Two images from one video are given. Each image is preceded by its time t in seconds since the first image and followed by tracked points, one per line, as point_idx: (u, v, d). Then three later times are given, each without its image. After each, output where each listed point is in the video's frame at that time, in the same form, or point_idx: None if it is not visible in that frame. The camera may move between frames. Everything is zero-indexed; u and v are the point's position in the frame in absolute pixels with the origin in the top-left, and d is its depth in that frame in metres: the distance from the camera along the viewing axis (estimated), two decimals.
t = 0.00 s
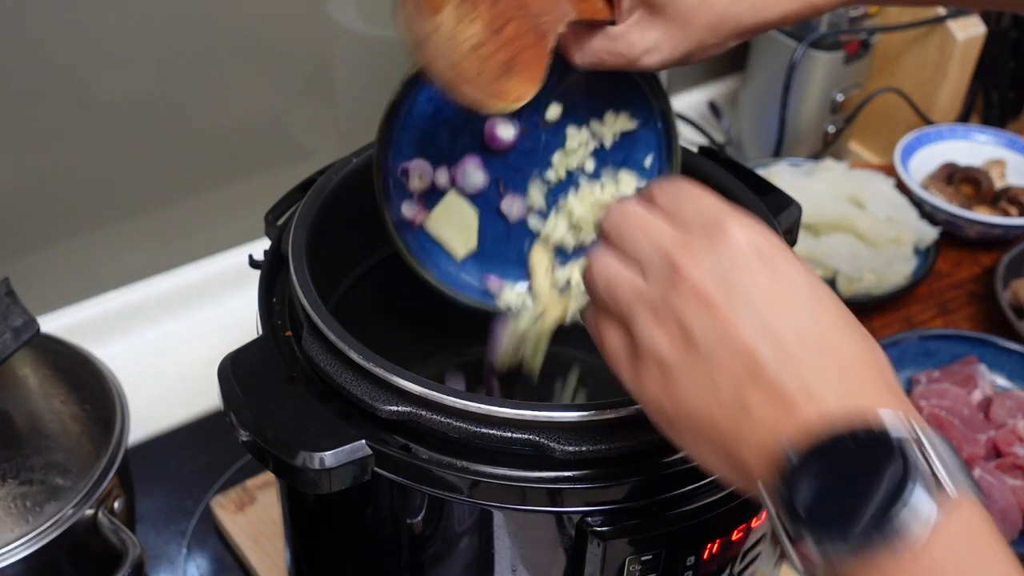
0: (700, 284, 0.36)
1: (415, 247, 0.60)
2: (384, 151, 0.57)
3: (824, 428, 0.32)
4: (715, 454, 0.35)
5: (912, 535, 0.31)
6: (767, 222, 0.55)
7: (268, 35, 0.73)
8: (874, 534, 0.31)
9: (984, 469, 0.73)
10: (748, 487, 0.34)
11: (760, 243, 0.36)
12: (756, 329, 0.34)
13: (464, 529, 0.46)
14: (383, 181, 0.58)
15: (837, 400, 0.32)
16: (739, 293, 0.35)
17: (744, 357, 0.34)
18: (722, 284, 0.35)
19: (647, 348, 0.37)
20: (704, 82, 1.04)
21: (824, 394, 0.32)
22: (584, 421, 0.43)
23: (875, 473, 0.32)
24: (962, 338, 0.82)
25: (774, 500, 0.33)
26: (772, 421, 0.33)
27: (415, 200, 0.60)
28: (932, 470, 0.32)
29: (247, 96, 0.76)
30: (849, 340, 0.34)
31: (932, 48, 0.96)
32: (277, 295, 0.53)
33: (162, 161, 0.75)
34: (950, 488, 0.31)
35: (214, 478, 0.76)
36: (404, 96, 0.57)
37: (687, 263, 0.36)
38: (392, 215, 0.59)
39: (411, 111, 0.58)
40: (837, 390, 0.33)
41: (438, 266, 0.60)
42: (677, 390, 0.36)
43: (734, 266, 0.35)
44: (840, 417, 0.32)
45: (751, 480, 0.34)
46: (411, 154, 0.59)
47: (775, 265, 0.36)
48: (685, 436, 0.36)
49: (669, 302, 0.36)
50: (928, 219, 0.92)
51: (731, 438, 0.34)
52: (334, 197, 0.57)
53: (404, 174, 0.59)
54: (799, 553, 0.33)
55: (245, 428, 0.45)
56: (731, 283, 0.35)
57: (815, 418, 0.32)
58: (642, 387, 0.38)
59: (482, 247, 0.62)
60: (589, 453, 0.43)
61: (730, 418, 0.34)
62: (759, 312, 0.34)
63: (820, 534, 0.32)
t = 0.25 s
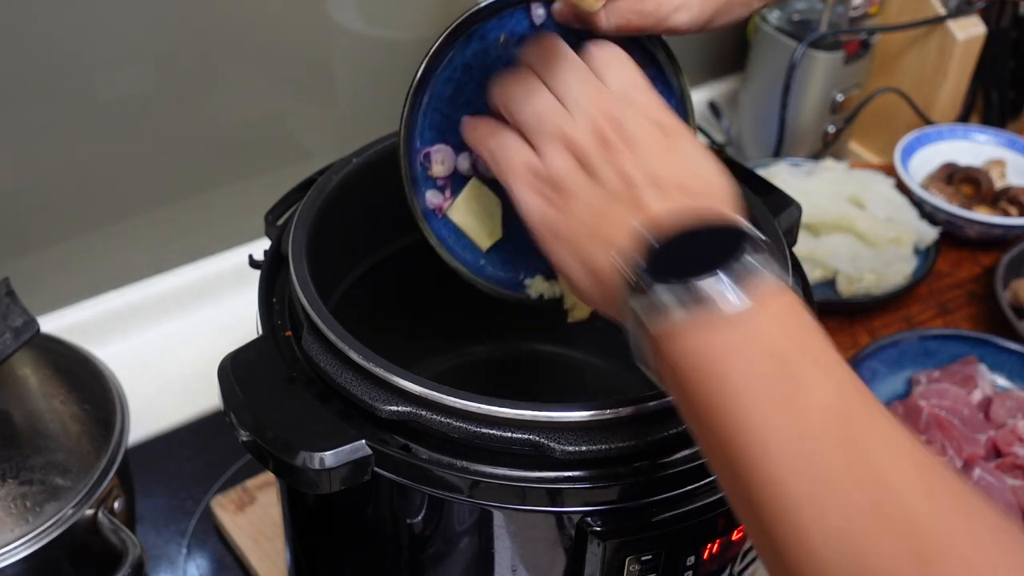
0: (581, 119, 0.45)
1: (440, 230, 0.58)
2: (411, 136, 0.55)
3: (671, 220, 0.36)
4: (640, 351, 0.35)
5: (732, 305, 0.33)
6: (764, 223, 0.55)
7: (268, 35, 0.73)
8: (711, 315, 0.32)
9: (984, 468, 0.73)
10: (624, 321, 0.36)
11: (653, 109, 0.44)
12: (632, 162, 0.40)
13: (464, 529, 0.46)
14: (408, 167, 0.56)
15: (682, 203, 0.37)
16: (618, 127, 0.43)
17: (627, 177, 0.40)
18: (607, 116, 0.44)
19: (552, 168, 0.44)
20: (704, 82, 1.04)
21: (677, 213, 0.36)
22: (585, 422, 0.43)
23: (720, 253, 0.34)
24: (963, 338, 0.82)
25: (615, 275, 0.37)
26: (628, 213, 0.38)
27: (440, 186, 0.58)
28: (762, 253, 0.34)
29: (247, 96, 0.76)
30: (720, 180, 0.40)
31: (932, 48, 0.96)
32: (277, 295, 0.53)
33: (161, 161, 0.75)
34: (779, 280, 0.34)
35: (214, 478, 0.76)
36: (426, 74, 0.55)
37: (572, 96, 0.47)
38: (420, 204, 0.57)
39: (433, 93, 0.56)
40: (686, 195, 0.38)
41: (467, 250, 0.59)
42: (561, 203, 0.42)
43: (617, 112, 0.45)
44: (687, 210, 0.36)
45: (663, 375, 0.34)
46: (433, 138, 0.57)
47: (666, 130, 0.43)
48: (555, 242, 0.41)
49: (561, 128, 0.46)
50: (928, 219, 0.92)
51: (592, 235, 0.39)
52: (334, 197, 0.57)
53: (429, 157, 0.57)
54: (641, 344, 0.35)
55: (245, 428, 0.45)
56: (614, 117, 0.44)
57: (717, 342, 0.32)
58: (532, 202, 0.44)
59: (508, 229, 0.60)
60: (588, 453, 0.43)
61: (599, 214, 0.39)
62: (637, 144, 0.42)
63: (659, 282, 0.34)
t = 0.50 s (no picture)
0: (579, 165, 0.52)
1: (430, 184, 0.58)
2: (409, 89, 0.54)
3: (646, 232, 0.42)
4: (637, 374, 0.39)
5: (695, 289, 0.37)
6: (763, 223, 0.55)
7: (268, 35, 0.73)
8: (681, 308, 0.37)
9: (984, 468, 0.74)
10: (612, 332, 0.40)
11: (632, 157, 0.51)
12: (613, 194, 0.48)
13: (464, 529, 0.46)
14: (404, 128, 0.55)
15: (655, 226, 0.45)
16: (603, 171, 0.50)
17: (598, 210, 0.47)
18: (590, 169, 0.51)
19: (540, 193, 0.53)
20: (704, 82, 1.04)
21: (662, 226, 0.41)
22: (584, 422, 0.43)
23: (691, 245, 0.38)
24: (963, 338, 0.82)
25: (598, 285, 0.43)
26: (607, 236, 0.45)
27: (433, 150, 0.58)
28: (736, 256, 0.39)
29: (247, 96, 0.76)
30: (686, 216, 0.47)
31: (932, 48, 0.96)
32: (277, 295, 0.53)
33: (161, 161, 0.75)
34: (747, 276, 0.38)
35: (214, 478, 0.76)
36: (427, 26, 0.53)
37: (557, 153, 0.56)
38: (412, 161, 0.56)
39: (433, 44, 0.54)
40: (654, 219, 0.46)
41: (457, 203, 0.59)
42: (551, 231, 0.48)
43: (607, 163, 0.51)
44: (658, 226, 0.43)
45: (654, 388, 0.38)
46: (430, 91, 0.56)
47: (640, 168, 0.50)
48: (538, 264, 0.48)
49: (547, 181, 0.53)
50: (928, 220, 0.92)
51: (574, 257, 0.46)
52: (334, 197, 0.57)
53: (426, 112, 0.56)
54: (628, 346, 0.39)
55: (245, 428, 0.45)
56: (598, 169, 0.51)
57: (693, 350, 0.36)
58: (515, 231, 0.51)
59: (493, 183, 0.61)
60: (588, 453, 0.43)
61: (578, 247, 0.46)
62: (616, 178, 0.50)
63: (636, 271, 0.38)
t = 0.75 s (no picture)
0: (610, 33, 0.50)
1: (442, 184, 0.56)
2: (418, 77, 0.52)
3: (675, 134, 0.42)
4: (651, 279, 0.39)
5: (715, 196, 0.37)
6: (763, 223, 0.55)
7: (268, 35, 0.73)
8: (698, 212, 0.38)
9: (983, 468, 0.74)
10: (629, 223, 0.41)
11: (678, 31, 0.50)
12: (651, 82, 0.48)
13: (464, 529, 0.46)
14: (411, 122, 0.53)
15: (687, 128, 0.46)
16: (643, 53, 0.49)
17: (636, 99, 0.47)
18: (628, 33, 0.50)
19: (576, 75, 0.50)
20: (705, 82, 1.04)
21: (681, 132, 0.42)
22: (584, 422, 0.43)
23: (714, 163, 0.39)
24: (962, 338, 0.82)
25: (615, 183, 0.45)
26: (639, 128, 0.46)
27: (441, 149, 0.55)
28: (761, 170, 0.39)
29: (247, 96, 0.76)
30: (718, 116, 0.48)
31: (932, 48, 0.96)
32: (277, 295, 0.53)
33: (161, 161, 0.75)
34: (769, 188, 0.38)
35: (214, 478, 0.76)
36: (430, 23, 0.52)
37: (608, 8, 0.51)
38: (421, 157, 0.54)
39: (439, 41, 0.53)
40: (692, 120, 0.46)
41: (469, 202, 0.57)
42: (582, 112, 0.49)
43: (642, 38, 0.49)
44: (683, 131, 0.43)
45: (665, 288, 0.38)
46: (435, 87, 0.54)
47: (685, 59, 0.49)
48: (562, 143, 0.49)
49: (587, 57, 0.50)
50: (928, 219, 0.92)
51: (606, 149, 0.46)
52: (334, 197, 0.57)
53: (433, 108, 0.54)
54: (643, 239, 0.40)
55: (245, 428, 0.45)
56: (636, 39, 0.49)
57: (711, 254, 0.36)
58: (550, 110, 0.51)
59: (499, 183, 0.59)
60: (588, 453, 0.43)
61: (605, 135, 0.47)
62: (656, 68, 0.48)
63: (659, 176, 0.39)
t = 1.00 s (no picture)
0: (619, 151, 0.53)
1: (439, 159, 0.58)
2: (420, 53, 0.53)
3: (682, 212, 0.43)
4: (653, 355, 0.41)
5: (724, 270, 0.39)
6: (763, 221, 0.55)
7: (268, 35, 0.73)
8: (709, 288, 0.39)
9: (984, 469, 0.73)
10: (633, 307, 0.42)
11: (672, 148, 0.54)
12: (644, 179, 0.51)
13: (464, 529, 0.46)
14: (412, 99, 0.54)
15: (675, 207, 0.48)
16: (642, 156, 0.53)
17: (631, 188, 0.50)
18: (629, 151, 0.53)
19: (575, 172, 0.53)
20: (704, 82, 1.04)
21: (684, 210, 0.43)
22: (584, 421, 0.43)
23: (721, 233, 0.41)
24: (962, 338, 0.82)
25: (621, 257, 0.45)
26: (638, 214, 0.48)
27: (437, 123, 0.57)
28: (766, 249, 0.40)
29: (248, 96, 0.76)
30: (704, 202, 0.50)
31: (932, 48, 0.96)
32: (277, 295, 0.53)
33: (162, 160, 0.75)
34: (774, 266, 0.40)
35: (214, 478, 0.76)
36: None
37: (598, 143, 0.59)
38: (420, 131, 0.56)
39: (443, 14, 0.55)
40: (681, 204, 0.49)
41: (462, 176, 0.60)
42: (580, 203, 0.50)
43: (648, 155, 0.53)
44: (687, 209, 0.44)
45: (669, 366, 0.39)
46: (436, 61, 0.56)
47: (680, 170, 0.52)
48: (561, 226, 0.50)
49: (584, 162, 0.54)
50: (928, 219, 0.92)
51: (603, 229, 0.48)
52: (334, 197, 0.57)
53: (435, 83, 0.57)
54: (652, 323, 0.41)
55: (245, 428, 0.45)
56: (636, 155, 0.53)
57: (719, 333, 0.37)
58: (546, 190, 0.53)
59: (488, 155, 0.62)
60: (588, 452, 0.43)
61: (608, 224, 0.48)
62: (654, 167, 0.52)
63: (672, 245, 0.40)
